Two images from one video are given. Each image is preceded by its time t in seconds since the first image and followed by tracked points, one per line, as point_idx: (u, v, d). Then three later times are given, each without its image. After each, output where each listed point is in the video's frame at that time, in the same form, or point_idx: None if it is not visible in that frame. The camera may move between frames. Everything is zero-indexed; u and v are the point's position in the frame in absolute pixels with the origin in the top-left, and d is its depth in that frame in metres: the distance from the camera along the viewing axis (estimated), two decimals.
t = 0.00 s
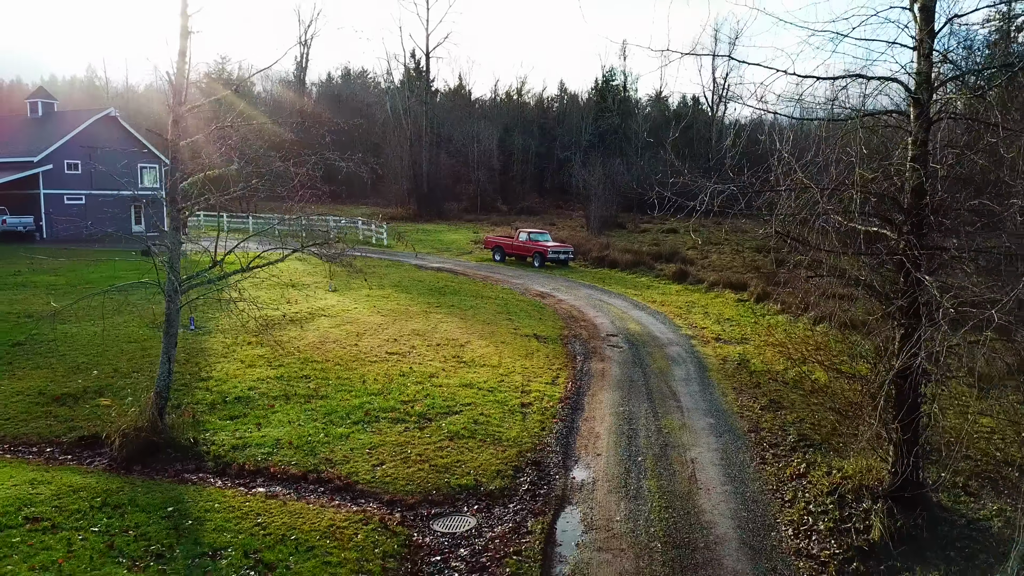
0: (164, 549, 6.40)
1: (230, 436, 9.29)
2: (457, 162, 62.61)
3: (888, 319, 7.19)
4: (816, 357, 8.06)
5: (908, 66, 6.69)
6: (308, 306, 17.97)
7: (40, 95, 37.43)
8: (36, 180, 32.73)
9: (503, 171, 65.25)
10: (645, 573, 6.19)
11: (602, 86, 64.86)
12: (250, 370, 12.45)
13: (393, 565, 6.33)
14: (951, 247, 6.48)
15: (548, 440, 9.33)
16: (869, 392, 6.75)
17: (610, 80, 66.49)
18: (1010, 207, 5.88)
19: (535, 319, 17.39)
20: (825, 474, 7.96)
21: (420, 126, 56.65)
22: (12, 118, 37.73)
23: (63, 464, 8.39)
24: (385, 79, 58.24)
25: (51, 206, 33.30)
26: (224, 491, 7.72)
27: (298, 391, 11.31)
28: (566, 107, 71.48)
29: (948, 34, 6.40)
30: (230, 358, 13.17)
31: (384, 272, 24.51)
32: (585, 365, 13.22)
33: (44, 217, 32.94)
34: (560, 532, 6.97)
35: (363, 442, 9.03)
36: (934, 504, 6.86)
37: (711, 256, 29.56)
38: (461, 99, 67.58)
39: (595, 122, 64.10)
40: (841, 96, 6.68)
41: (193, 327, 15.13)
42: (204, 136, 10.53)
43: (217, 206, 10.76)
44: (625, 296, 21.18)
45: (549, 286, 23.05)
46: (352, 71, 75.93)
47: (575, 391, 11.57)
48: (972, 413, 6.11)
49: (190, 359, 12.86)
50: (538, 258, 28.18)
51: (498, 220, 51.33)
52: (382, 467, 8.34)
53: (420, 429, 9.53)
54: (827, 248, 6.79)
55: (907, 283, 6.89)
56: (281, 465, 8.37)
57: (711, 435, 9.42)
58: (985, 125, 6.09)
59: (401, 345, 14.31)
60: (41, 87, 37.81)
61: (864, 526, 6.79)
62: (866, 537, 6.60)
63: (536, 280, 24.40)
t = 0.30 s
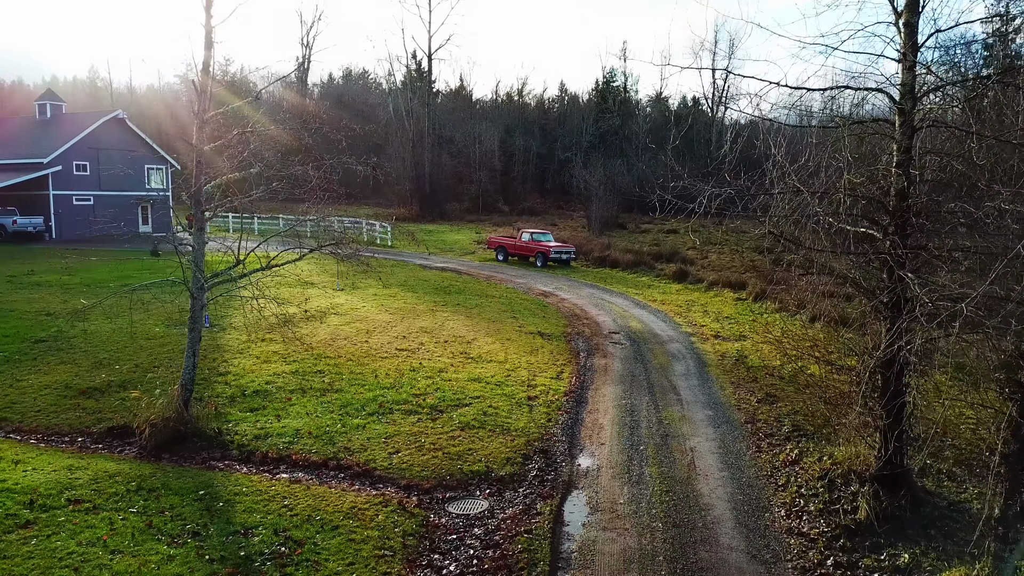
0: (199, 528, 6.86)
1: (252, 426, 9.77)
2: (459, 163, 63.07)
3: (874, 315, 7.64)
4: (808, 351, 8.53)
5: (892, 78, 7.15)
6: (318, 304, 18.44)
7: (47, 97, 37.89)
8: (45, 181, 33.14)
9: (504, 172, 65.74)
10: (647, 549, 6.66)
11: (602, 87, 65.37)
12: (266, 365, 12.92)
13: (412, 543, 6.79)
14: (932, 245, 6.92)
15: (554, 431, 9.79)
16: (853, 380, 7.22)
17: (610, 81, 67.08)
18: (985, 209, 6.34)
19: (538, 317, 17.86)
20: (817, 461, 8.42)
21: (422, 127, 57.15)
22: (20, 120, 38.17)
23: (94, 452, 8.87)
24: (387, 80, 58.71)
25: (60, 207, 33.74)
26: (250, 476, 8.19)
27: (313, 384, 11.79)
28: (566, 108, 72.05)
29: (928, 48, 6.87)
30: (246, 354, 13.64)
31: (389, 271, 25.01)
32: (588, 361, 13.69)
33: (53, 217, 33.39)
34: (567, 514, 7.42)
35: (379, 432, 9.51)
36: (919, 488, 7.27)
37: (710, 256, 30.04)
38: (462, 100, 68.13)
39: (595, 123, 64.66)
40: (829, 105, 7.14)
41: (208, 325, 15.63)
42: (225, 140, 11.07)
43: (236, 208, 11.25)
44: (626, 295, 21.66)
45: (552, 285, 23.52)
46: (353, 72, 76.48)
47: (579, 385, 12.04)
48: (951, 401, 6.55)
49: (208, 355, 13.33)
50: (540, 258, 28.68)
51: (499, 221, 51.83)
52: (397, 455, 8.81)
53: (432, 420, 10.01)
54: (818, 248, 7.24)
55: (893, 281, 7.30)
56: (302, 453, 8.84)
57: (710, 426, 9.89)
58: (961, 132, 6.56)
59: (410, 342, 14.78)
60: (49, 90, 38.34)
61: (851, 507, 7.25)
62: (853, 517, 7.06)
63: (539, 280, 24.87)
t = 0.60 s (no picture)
0: (230, 510, 7.30)
1: (272, 418, 10.21)
2: (461, 163, 63.50)
3: (865, 311, 8.09)
4: (804, 346, 8.96)
5: (882, 87, 7.58)
6: (327, 303, 18.87)
7: (56, 99, 38.33)
8: (54, 181, 33.57)
9: (506, 172, 66.19)
10: (650, 529, 7.10)
11: (603, 88, 65.76)
12: (281, 361, 13.36)
13: (430, 524, 7.23)
14: (919, 245, 7.34)
15: (561, 423, 10.23)
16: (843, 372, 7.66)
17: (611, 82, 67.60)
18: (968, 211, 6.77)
19: (543, 315, 18.30)
20: (811, 450, 8.87)
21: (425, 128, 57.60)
22: (28, 121, 38.57)
23: (123, 442, 9.32)
24: (390, 81, 59.16)
25: (69, 207, 34.16)
26: (273, 464, 8.64)
27: (328, 379, 12.23)
28: (567, 109, 72.55)
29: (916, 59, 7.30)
30: (260, 350, 14.07)
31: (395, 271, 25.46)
32: (592, 357, 14.12)
33: (62, 218, 33.84)
34: (575, 498, 7.87)
35: (394, 423, 9.96)
36: (907, 474, 7.72)
37: (710, 255, 30.51)
38: (464, 101, 68.62)
39: (596, 124, 65.17)
40: (822, 113, 7.58)
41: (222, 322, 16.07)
42: (244, 144, 11.51)
43: (255, 209, 11.70)
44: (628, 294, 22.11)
45: (555, 285, 23.97)
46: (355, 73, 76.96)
47: (584, 380, 12.48)
48: (935, 390, 6.98)
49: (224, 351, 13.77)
50: (543, 258, 29.14)
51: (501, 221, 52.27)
52: (412, 444, 9.25)
53: (444, 412, 10.46)
54: (811, 247, 7.68)
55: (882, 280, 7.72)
56: (322, 442, 9.29)
57: (710, 418, 10.33)
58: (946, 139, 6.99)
59: (418, 339, 15.22)
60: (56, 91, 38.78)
61: (842, 492, 7.70)
62: (845, 500, 7.50)
63: (542, 279, 25.31)
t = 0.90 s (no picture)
0: (256, 496, 7.72)
1: (290, 411, 10.65)
2: (463, 164, 63.93)
3: (858, 309, 8.50)
4: (800, 342, 9.39)
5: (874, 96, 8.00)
6: (336, 301, 19.30)
7: (63, 101, 38.75)
8: (62, 182, 33.96)
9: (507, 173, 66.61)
10: (654, 513, 7.52)
11: (604, 89, 66.16)
12: (295, 358, 13.77)
13: (446, 509, 7.65)
14: (909, 246, 7.75)
15: (567, 416, 10.66)
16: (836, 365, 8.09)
17: (612, 84, 68.08)
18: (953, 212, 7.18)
19: (547, 314, 18.72)
20: (807, 441, 9.28)
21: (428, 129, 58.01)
22: (36, 122, 38.94)
23: (149, 433, 9.74)
24: (393, 83, 59.61)
25: (77, 207, 34.59)
26: (294, 453, 9.06)
27: (341, 375, 12.65)
28: (568, 110, 73.03)
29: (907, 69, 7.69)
30: (274, 347, 14.49)
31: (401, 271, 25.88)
32: (596, 355, 14.54)
33: (71, 218, 34.25)
34: (583, 485, 8.30)
35: (407, 416, 10.39)
36: (897, 463, 8.13)
37: (711, 256, 30.94)
38: (466, 102, 69.09)
39: (597, 125, 65.64)
40: (817, 119, 8.00)
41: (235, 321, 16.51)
42: (261, 147, 11.93)
43: (271, 210, 12.12)
44: (630, 294, 22.53)
45: (558, 284, 24.40)
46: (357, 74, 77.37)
47: (588, 376, 12.89)
48: (923, 382, 7.40)
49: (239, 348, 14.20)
50: (546, 258, 29.58)
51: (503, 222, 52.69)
52: (426, 436, 9.68)
53: (455, 406, 10.89)
54: (806, 247, 8.09)
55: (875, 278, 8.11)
56: (339, 434, 9.71)
57: (710, 412, 10.76)
58: (933, 145, 7.40)
59: (426, 337, 15.63)
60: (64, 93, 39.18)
61: (836, 479, 8.12)
62: (838, 487, 7.92)
63: (545, 279, 25.73)
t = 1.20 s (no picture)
0: (284, 481, 8.19)
1: (309, 404, 11.13)
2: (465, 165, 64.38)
3: (851, 306, 8.98)
4: (797, 338, 9.85)
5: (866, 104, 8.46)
6: (345, 300, 19.77)
7: (72, 102, 39.21)
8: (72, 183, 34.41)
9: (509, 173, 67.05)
10: (658, 497, 7.99)
11: (605, 90, 66.52)
12: (310, 354, 14.25)
13: (463, 493, 8.12)
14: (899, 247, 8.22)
15: (574, 409, 11.12)
16: (831, 358, 8.55)
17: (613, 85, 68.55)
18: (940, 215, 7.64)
19: (552, 312, 19.19)
20: (804, 432, 9.75)
21: (431, 130, 58.47)
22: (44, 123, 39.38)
23: (177, 425, 10.21)
24: (396, 84, 60.09)
25: (87, 208, 35.08)
26: (316, 443, 9.52)
27: (355, 370, 13.12)
28: (570, 111, 73.48)
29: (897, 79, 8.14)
30: (288, 344, 14.97)
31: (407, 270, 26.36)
32: (601, 351, 15.00)
33: (80, 219, 34.73)
34: (591, 473, 8.77)
35: (422, 409, 10.85)
36: (888, 451, 8.60)
37: (712, 256, 31.41)
38: (468, 103, 69.56)
39: (598, 126, 66.10)
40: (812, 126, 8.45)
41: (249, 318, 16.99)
42: (279, 151, 12.37)
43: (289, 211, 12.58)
44: (633, 293, 22.99)
45: (562, 284, 24.86)
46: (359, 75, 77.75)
47: (593, 372, 13.35)
48: (911, 374, 7.87)
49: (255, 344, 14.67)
50: (549, 258, 30.06)
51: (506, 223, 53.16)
52: (440, 427, 10.15)
53: (467, 399, 11.35)
54: (802, 247, 8.55)
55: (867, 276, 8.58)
56: (357, 425, 10.17)
57: (711, 405, 11.23)
58: (922, 151, 7.85)
59: (435, 334, 16.09)
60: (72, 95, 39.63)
61: (830, 467, 8.58)
62: (832, 474, 8.40)
63: (548, 279, 26.20)
